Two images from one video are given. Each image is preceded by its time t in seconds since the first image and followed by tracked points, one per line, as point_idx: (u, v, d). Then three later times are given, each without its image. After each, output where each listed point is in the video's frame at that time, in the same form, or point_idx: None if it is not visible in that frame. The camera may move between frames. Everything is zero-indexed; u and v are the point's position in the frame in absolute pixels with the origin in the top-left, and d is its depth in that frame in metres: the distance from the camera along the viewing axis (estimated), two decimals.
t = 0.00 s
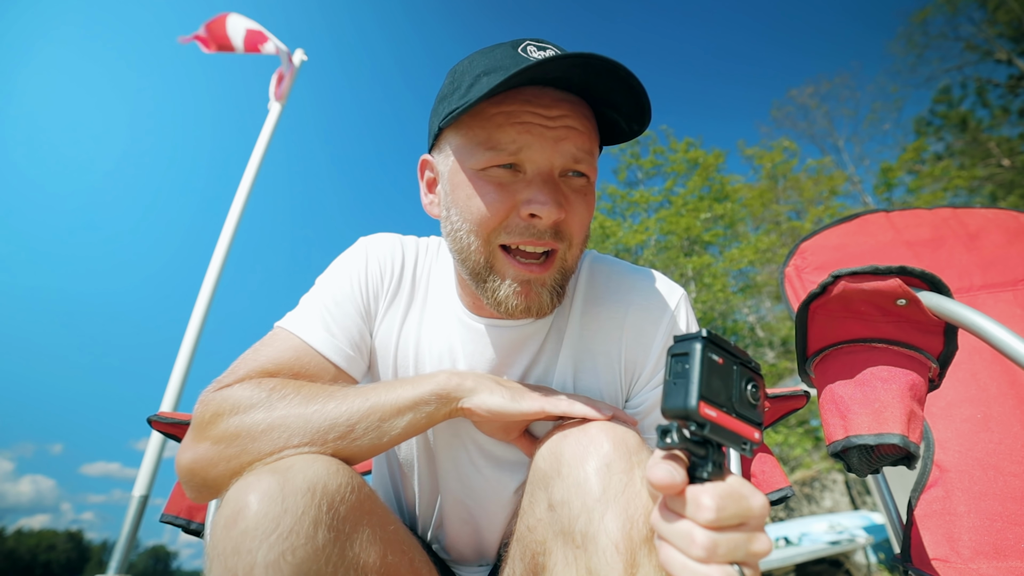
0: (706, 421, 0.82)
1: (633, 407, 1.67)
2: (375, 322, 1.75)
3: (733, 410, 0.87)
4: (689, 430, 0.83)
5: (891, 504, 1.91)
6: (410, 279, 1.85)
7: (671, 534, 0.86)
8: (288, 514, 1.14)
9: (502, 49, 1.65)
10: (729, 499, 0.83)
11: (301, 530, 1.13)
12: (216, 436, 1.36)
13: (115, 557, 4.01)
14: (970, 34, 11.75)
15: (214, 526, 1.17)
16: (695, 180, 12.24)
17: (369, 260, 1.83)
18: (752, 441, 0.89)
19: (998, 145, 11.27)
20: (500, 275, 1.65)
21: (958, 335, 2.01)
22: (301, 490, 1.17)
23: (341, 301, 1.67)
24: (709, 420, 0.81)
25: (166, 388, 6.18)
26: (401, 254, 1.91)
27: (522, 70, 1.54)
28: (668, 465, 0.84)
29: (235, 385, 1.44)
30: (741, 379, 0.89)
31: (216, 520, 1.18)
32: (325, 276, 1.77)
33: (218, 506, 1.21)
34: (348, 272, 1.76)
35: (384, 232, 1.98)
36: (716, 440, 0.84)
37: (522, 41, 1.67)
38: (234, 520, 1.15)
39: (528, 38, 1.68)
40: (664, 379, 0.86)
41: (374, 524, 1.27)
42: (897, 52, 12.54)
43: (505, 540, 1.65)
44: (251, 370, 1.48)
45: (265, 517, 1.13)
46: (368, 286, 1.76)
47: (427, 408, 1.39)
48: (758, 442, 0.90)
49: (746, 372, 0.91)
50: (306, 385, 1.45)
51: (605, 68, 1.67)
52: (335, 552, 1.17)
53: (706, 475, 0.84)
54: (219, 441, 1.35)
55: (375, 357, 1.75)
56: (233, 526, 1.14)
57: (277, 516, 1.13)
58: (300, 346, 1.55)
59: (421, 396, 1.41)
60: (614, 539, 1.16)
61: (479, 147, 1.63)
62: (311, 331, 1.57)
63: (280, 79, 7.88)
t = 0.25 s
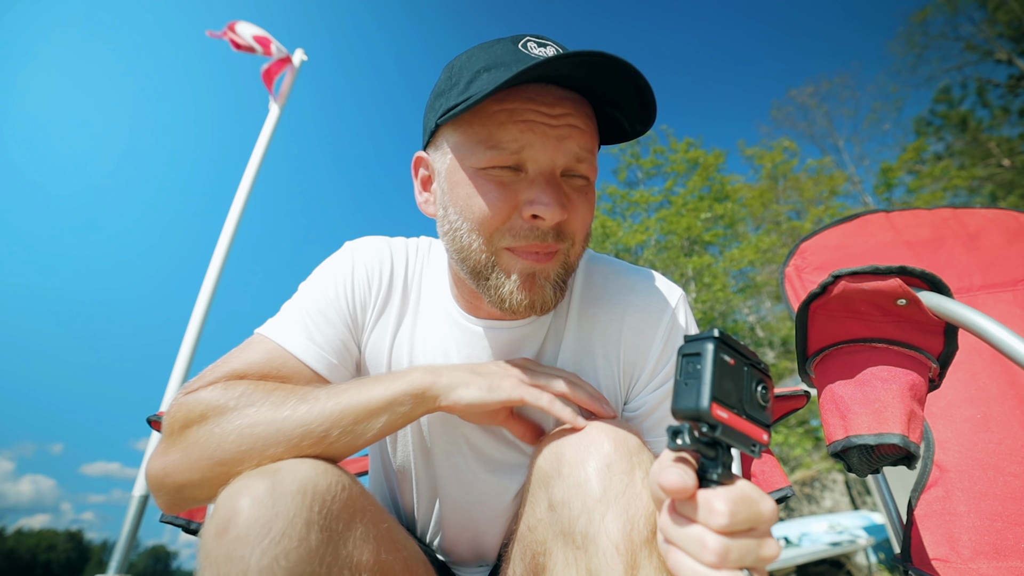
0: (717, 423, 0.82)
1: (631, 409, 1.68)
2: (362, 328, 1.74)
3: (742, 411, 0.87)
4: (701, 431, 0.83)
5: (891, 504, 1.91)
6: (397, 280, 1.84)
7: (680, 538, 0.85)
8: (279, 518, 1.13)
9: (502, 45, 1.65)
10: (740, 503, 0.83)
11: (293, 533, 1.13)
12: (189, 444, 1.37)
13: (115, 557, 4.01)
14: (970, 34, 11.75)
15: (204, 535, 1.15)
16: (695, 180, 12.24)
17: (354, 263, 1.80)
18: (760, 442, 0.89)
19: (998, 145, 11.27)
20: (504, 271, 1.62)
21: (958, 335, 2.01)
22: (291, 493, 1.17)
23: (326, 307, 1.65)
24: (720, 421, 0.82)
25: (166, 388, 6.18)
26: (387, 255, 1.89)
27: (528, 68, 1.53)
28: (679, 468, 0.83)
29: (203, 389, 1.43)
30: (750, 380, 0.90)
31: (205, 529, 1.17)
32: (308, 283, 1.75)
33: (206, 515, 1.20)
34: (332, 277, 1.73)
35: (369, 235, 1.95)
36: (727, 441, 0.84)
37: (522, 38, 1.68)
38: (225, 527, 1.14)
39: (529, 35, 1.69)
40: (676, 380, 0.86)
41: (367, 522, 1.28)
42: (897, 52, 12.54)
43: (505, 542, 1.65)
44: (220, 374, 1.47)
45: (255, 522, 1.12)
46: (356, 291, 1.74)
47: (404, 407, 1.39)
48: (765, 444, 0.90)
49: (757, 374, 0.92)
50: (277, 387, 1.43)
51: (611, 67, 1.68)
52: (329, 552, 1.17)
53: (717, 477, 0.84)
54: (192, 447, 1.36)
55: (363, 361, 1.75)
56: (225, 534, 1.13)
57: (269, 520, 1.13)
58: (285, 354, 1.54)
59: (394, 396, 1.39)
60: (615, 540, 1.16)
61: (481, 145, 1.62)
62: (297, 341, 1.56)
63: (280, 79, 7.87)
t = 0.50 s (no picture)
0: (751, 430, 0.82)
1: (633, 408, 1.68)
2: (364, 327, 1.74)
3: (772, 419, 0.87)
4: (733, 438, 0.83)
5: (892, 505, 1.91)
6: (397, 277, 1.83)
7: (711, 545, 0.85)
8: (259, 522, 1.13)
9: (510, 38, 1.66)
10: (774, 511, 0.82)
11: (273, 536, 1.13)
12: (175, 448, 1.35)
13: (114, 557, 4.01)
14: (970, 35, 11.75)
15: (186, 541, 1.14)
16: (695, 181, 12.23)
17: (353, 263, 1.80)
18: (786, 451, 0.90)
19: (998, 145, 11.28)
20: (512, 257, 1.64)
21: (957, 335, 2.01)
22: (270, 496, 1.16)
23: (328, 309, 1.66)
24: (755, 429, 0.82)
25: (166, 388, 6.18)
26: (388, 254, 1.86)
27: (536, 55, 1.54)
28: (714, 475, 0.83)
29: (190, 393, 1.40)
30: (779, 388, 0.90)
31: (187, 535, 1.15)
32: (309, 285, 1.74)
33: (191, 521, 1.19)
34: (332, 278, 1.73)
35: (370, 232, 1.94)
36: (758, 450, 0.84)
37: (529, 33, 1.70)
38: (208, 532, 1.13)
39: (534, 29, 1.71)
40: (709, 384, 0.86)
41: (350, 524, 1.28)
42: (897, 52, 12.56)
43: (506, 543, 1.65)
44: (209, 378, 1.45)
45: (235, 527, 1.12)
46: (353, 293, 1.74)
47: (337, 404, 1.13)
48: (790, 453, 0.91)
49: (784, 382, 0.92)
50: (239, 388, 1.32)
51: (618, 56, 1.69)
52: (311, 555, 1.17)
53: (746, 484, 0.84)
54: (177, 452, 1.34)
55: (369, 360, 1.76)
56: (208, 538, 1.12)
57: (249, 525, 1.12)
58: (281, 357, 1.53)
59: (323, 400, 1.13)
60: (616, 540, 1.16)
61: (490, 132, 1.63)
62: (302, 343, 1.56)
63: (280, 79, 7.88)
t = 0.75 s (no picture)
0: (749, 430, 0.82)
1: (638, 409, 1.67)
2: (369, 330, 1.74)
3: (770, 418, 0.87)
4: (731, 437, 0.84)
5: (892, 505, 1.91)
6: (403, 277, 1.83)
7: (712, 543, 0.85)
8: (265, 518, 1.14)
9: (518, 43, 1.68)
10: (772, 509, 0.81)
11: (279, 532, 1.13)
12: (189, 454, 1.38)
13: (114, 557, 4.01)
14: (970, 34, 11.75)
15: (193, 536, 1.16)
16: (695, 180, 12.22)
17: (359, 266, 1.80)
18: (785, 450, 0.90)
19: (998, 145, 11.28)
20: (517, 265, 1.59)
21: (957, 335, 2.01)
22: (277, 493, 1.17)
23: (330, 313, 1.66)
24: (753, 429, 0.82)
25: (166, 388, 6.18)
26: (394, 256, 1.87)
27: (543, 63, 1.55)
28: (712, 474, 0.83)
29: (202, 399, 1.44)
30: (778, 388, 0.91)
31: (194, 531, 1.17)
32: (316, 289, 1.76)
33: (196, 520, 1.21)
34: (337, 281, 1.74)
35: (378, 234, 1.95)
36: (756, 449, 0.84)
37: (538, 37, 1.71)
38: (212, 529, 1.14)
39: (543, 34, 1.72)
40: (707, 385, 0.86)
41: (358, 523, 1.27)
42: (897, 52, 12.56)
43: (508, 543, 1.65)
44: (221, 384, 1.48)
45: (241, 523, 1.13)
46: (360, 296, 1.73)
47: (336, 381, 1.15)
48: (790, 452, 0.91)
49: (783, 381, 0.93)
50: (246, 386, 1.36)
51: (624, 64, 1.70)
52: (317, 552, 1.17)
53: (744, 483, 0.84)
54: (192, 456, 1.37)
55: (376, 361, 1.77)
56: (212, 535, 1.13)
57: (255, 521, 1.13)
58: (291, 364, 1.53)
59: (323, 384, 1.17)
60: (619, 541, 1.16)
61: (495, 140, 1.62)
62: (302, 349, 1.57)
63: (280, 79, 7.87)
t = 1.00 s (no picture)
0: (741, 428, 0.82)
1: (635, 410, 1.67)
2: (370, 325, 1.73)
3: (763, 416, 0.88)
4: (724, 436, 0.84)
5: (892, 505, 1.91)
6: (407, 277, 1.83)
7: (705, 543, 0.85)
8: (279, 521, 1.13)
9: (498, 44, 1.66)
10: (765, 508, 0.82)
11: (293, 536, 1.13)
12: (189, 439, 1.36)
13: (115, 557, 4.02)
14: (970, 35, 11.74)
15: (202, 537, 1.15)
16: (695, 181, 12.22)
17: (363, 262, 1.80)
18: (779, 448, 0.90)
19: (998, 145, 11.28)
20: (495, 268, 1.64)
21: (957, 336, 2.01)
22: (292, 495, 1.17)
23: (334, 303, 1.65)
24: (745, 426, 0.82)
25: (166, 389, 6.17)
26: (396, 252, 1.88)
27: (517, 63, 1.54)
28: (703, 473, 0.83)
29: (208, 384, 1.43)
30: (771, 386, 0.91)
31: (203, 531, 1.16)
32: (318, 279, 1.75)
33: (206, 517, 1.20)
34: (340, 275, 1.73)
35: (378, 232, 1.95)
36: (750, 448, 0.84)
37: (520, 35, 1.68)
38: (223, 530, 1.14)
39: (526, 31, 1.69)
40: (699, 384, 0.87)
41: (366, 527, 1.28)
42: (897, 52, 12.56)
43: (507, 542, 1.65)
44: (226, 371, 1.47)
45: (255, 524, 1.12)
46: (362, 287, 1.74)
47: (406, 412, 1.35)
48: (783, 450, 0.91)
49: (777, 379, 0.93)
50: (279, 383, 1.40)
51: (604, 62, 1.67)
52: (328, 556, 1.17)
53: (738, 482, 0.84)
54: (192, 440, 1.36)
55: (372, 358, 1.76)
56: (224, 535, 1.13)
57: (269, 523, 1.13)
58: (288, 350, 1.54)
59: (399, 401, 1.35)
60: (618, 540, 1.16)
61: (474, 142, 1.63)
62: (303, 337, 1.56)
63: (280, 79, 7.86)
